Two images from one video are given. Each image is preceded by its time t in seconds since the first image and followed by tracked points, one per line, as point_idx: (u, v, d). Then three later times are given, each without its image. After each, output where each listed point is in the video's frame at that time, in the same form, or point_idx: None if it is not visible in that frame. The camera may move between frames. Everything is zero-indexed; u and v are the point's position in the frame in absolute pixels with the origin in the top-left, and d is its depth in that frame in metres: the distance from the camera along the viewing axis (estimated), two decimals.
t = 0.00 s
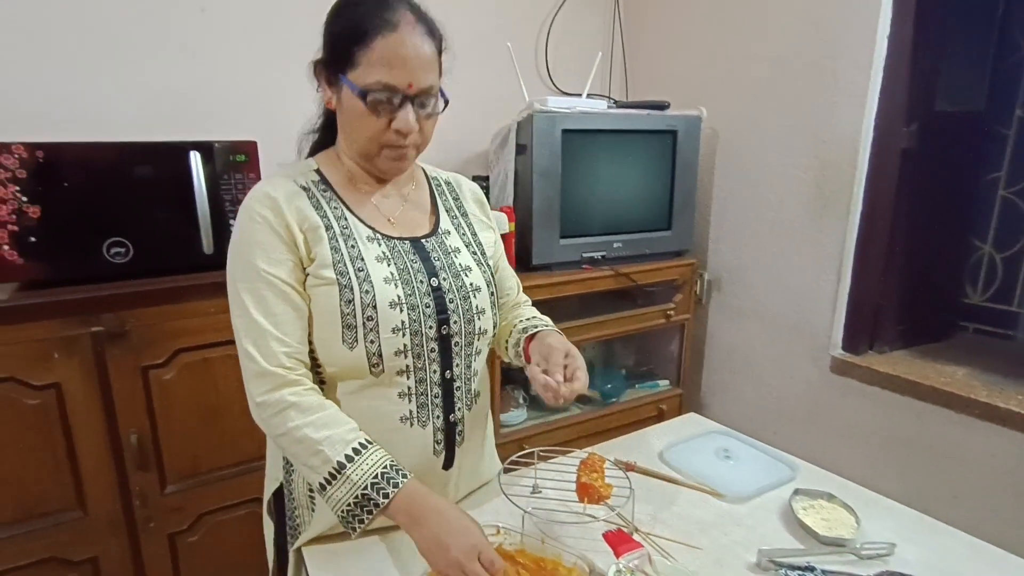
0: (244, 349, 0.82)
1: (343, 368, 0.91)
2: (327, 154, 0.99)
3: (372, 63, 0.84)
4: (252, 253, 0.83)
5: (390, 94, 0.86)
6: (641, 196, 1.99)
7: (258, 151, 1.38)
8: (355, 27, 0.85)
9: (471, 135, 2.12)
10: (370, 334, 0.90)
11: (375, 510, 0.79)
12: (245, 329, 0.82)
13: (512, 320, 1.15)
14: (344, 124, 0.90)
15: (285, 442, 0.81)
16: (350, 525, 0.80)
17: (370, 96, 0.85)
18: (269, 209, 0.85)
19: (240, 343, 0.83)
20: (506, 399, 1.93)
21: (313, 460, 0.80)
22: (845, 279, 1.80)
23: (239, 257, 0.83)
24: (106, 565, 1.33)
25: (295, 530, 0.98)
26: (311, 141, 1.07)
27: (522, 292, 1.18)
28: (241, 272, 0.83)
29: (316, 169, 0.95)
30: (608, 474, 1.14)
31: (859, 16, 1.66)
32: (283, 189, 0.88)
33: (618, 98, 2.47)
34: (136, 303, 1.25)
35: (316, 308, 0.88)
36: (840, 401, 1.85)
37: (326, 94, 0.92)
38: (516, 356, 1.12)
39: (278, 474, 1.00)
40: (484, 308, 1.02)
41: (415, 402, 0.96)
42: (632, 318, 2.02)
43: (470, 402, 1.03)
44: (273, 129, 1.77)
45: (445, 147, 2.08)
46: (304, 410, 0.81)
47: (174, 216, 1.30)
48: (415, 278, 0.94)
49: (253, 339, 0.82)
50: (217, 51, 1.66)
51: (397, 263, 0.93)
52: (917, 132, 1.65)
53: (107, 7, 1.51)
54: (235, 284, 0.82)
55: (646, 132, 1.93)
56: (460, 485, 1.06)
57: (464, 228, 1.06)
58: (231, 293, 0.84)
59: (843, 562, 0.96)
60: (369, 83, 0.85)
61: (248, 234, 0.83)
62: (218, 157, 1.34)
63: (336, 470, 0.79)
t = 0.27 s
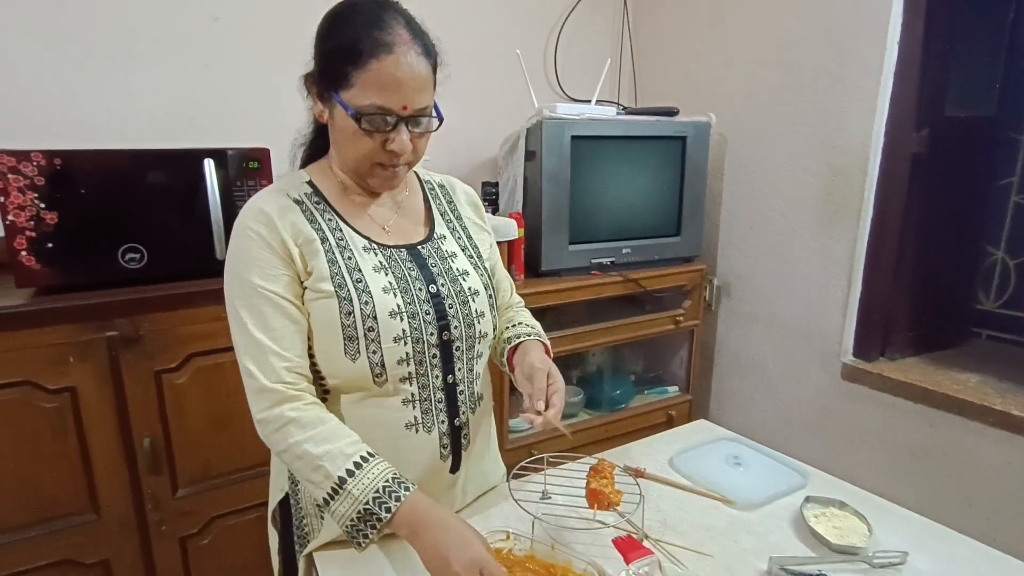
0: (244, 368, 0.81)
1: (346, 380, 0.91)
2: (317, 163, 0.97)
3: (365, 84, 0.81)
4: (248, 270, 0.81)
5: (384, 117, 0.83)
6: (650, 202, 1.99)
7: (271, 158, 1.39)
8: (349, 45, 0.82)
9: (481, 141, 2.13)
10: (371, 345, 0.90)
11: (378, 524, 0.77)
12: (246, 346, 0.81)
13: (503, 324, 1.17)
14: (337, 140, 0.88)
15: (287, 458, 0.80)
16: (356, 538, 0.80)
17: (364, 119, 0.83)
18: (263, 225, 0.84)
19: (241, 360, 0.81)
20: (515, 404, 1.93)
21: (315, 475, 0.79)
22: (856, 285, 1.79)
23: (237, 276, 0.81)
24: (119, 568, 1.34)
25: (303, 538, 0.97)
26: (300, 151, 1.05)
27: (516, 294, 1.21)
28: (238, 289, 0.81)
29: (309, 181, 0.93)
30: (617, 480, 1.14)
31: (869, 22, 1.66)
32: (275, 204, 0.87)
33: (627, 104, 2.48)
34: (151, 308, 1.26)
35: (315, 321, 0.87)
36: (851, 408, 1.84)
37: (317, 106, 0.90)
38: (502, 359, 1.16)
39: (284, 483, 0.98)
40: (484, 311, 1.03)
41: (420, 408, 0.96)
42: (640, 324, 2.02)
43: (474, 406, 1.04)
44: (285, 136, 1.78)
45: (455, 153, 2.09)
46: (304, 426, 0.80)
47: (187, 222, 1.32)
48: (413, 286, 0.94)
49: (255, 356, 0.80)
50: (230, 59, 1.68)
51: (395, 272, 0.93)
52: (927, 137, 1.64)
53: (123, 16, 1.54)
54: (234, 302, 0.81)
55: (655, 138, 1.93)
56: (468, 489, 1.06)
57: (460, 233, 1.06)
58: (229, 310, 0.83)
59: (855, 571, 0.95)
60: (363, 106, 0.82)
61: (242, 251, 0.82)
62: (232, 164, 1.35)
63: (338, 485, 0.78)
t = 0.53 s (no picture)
0: (276, 372, 0.78)
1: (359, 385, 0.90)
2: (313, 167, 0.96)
3: (364, 90, 0.82)
4: (265, 277, 0.79)
5: (385, 122, 0.84)
6: (656, 205, 1.99)
7: (279, 161, 1.40)
8: (346, 51, 0.82)
9: (488, 144, 2.14)
10: (385, 349, 0.89)
11: (423, 534, 0.76)
12: (272, 351, 0.79)
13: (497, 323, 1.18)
14: (335, 145, 0.88)
15: (328, 464, 0.78)
16: (397, 549, 0.78)
17: (364, 125, 0.83)
18: (271, 233, 0.82)
19: (268, 366, 0.79)
20: (521, 406, 1.93)
21: (361, 483, 0.77)
22: (864, 288, 1.78)
23: (264, 281, 0.79)
24: (128, 567, 1.35)
25: (309, 541, 0.96)
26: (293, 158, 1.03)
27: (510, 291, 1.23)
28: (254, 296, 0.79)
29: (308, 187, 0.91)
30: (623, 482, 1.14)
31: (876, 24, 1.66)
32: (280, 211, 0.85)
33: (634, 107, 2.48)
34: (162, 309, 1.28)
35: (328, 327, 0.86)
36: (858, 411, 1.83)
37: (313, 111, 0.89)
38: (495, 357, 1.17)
39: (288, 489, 0.97)
40: (489, 310, 1.03)
41: (431, 409, 0.96)
42: (647, 327, 2.02)
43: (480, 405, 1.04)
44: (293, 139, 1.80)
45: (462, 156, 2.10)
46: (352, 431, 0.79)
47: (196, 224, 1.33)
48: (423, 289, 0.93)
49: (286, 360, 0.79)
50: (239, 63, 1.69)
51: (404, 276, 0.92)
52: (936, 140, 1.63)
53: (135, 21, 1.56)
54: (253, 308, 0.79)
55: (662, 141, 1.93)
56: (475, 487, 1.08)
57: (459, 233, 1.07)
58: (243, 318, 0.81)
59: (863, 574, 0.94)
60: (363, 112, 0.83)
61: (256, 257, 0.80)
62: (241, 167, 1.36)
63: (387, 492, 0.76)
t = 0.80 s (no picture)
0: (288, 378, 0.77)
1: (371, 388, 0.90)
2: (316, 169, 0.96)
3: (374, 97, 0.82)
4: (276, 282, 0.78)
5: (394, 129, 0.84)
6: (660, 206, 1.99)
7: (284, 162, 1.41)
8: (354, 56, 0.81)
9: (492, 146, 2.15)
10: (398, 352, 0.89)
11: (435, 540, 0.76)
12: (282, 355, 0.77)
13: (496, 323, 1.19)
14: (343, 149, 0.88)
15: (338, 472, 0.78)
16: (406, 556, 0.78)
17: (373, 132, 0.84)
18: (281, 237, 0.81)
19: (277, 371, 0.78)
20: (525, 408, 1.93)
21: (372, 490, 0.77)
22: (868, 289, 1.78)
23: (275, 285, 0.78)
24: (132, 566, 1.36)
25: (314, 540, 0.96)
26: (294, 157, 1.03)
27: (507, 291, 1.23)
28: (265, 300, 0.78)
29: (315, 189, 0.90)
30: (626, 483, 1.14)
31: (880, 27, 1.66)
32: (291, 215, 0.84)
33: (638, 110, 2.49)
34: (167, 309, 1.29)
35: (341, 331, 0.85)
36: (862, 413, 1.83)
37: (319, 114, 0.89)
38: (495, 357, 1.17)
39: (294, 491, 0.97)
40: (494, 311, 1.04)
41: (440, 409, 0.96)
42: (651, 328, 2.02)
43: (486, 405, 1.05)
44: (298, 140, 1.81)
45: (466, 158, 2.11)
46: (362, 437, 0.78)
47: (202, 225, 1.34)
48: (432, 291, 0.93)
49: (297, 365, 0.77)
50: (245, 66, 1.70)
51: (414, 279, 0.92)
52: (940, 142, 1.63)
53: (142, 24, 1.57)
54: (264, 312, 0.77)
55: (665, 143, 1.94)
56: (480, 486, 1.08)
57: (463, 235, 1.07)
58: (251, 322, 0.79)
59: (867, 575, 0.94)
60: (372, 119, 0.83)
61: (267, 261, 0.79)
62: (246, 168, 1.37)
63: (398, 498, 0.76)
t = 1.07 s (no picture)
0: (260, 380, 0.78)
1: (372, 388, 0.90)
2: (326, 167, 0.96)
3: (391, 102, 0.82)
4: (267, 282, 0.79)
5: (408, 134, 0.85)
6: (662, 207, 1.99)
7: (287, 162, 1.41)
8: (374, 60, 0.81)
9: (494, 146, 2.15)
10: (399, 353, 0.89)
11: (412, 518, 0.79)
12: (259, 360, 0.79)
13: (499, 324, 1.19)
14: (356, 150, 0.88)
15: (307, 467, 0.79)
16: (387, 538, 0.80)
17: (388, 136, 0.84)
18: (285, 237, 0.82)
19: (253, 375, 0.79)
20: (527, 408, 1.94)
21: (342, 478, 0.78)
22: (870, 290, 1.78)
23: (257, 287, 0.79)
24: (135, 566, 1.36)
25: (316, 537, 0.96)
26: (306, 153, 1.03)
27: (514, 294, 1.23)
28: (251, 302, 0.79)
29: (323, 187, 0.91)
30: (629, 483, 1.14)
31: (882, 27, 1.66)
32: (295, 214, 0.85)
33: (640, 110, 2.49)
34: (169, 310, 1.29)
35: (342, 332, 0.86)
36: (865, 414, 1.82)
37: (334, 112, 0.89)
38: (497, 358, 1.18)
39: (298, 491, 0.98)
40: (499, 314, 1.03)
41: (442, 412, 0.96)
42: (653, 329, 2.02)
43: (490, 407, 1.05)
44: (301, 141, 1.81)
45: (468, 159, 2.11)
46: (326, 431, 0.79)
47: (205, 226, 1.34)
48: (436, 293, 0.93)
49: (269, 369, 0.78)
50: (248, 67, 1.71)
51: (417, 280, 0.92)
52: (942, 143, 1.64)
53: (145, 26, 1.57)
54: (248, 314, 0.79)
55: (667, 143, 1.93)
56: (484, 488, 1.08)
57: (470, 238, 1.07)
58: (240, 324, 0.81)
59: None
60: (388, 124, 0.84)
61: (259, 262, 0.80)
62: (249, 168, 1.37)
63: (368, 481, 0.78)
